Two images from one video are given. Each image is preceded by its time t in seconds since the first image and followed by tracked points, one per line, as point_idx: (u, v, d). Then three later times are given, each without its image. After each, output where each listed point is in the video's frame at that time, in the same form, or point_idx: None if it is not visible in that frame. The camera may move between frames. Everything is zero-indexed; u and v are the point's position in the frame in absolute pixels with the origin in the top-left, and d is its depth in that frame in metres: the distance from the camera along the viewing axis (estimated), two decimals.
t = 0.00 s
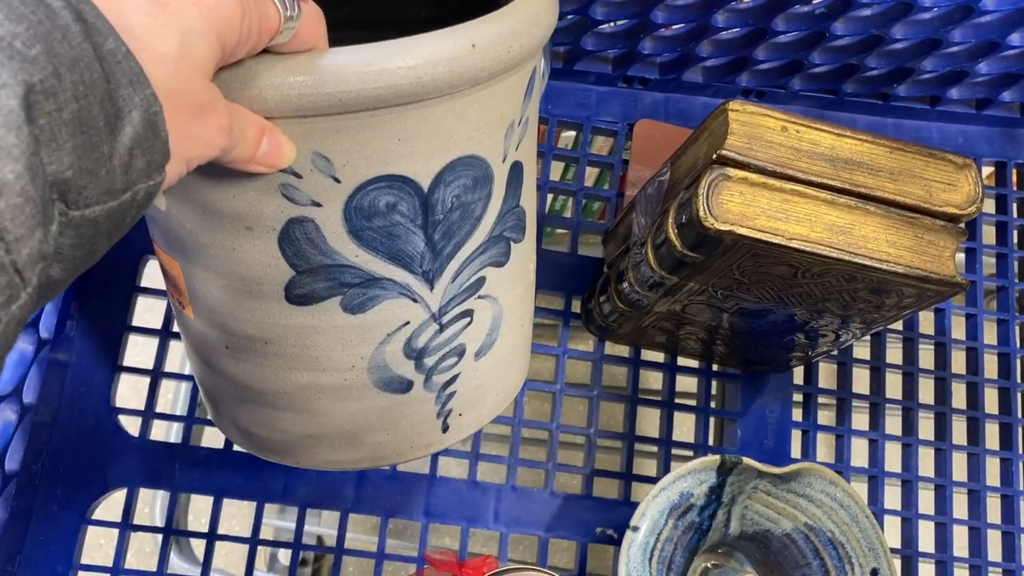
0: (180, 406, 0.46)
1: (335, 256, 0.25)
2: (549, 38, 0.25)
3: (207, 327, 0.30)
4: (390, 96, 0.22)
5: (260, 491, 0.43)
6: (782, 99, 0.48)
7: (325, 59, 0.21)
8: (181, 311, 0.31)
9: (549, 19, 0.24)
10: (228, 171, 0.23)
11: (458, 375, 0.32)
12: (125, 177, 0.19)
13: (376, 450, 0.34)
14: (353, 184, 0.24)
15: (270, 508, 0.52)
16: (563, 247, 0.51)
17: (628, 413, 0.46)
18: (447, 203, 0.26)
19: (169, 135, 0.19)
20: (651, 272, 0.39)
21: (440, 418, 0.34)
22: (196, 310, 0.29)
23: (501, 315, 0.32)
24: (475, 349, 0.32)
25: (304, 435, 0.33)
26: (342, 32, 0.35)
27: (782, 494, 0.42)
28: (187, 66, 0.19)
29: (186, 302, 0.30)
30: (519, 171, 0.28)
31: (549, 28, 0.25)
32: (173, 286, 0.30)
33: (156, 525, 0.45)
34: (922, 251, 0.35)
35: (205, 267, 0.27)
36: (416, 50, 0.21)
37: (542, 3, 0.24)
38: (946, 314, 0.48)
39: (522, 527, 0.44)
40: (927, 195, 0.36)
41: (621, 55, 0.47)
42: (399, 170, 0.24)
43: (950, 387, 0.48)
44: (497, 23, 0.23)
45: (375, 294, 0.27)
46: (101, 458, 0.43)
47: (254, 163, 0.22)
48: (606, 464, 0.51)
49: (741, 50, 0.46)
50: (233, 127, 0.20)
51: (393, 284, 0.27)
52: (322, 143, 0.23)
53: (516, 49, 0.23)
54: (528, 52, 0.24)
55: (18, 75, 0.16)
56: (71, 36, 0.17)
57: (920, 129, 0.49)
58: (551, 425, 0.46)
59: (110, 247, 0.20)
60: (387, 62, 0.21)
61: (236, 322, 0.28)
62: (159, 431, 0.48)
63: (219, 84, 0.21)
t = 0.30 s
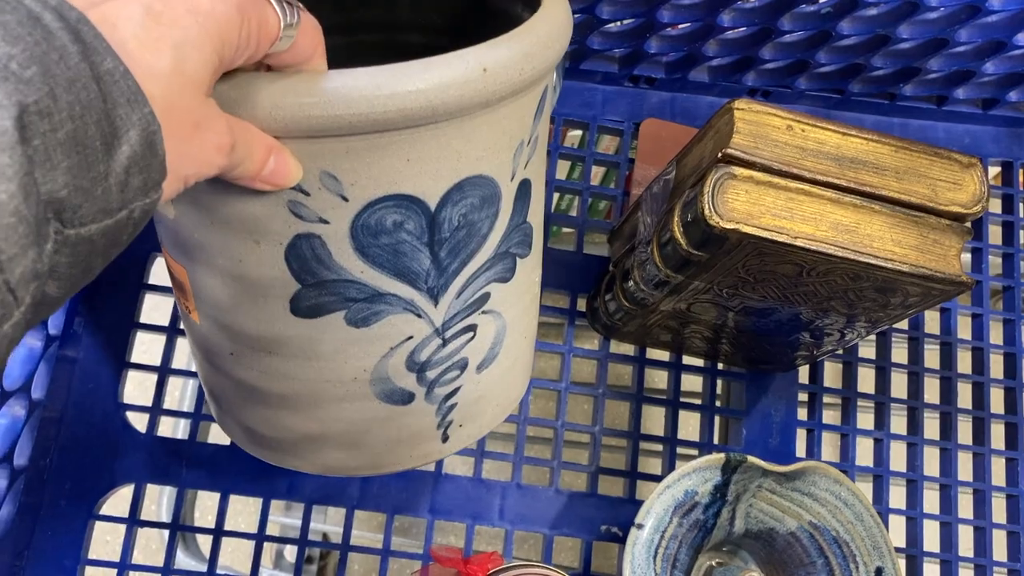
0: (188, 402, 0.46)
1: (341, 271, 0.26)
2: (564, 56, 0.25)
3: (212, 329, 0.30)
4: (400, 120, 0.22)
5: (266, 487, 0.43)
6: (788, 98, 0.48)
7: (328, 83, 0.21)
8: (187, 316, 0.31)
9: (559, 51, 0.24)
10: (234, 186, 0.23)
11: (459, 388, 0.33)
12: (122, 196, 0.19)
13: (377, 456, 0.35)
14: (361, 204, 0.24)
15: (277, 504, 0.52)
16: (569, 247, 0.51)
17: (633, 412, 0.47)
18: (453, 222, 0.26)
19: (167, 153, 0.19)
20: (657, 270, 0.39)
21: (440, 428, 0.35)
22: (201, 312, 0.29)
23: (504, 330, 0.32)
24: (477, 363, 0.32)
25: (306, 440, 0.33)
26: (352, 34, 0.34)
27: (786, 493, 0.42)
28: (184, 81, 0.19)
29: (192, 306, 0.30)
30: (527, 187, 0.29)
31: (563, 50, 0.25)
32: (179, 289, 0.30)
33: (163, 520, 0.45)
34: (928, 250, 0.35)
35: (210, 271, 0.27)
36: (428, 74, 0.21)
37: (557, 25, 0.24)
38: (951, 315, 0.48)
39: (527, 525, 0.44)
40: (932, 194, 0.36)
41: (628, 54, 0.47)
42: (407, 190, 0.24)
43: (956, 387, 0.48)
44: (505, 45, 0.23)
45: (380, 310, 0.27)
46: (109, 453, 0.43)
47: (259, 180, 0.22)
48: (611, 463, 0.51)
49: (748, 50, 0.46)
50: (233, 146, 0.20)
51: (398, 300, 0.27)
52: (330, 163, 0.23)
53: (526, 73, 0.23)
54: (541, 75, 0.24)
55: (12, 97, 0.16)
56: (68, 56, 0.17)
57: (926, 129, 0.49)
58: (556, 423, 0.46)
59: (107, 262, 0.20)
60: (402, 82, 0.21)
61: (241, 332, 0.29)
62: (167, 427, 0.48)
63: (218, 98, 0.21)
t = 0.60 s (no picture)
0: (194, 400, 0.46)
1: (336, 280, 0.26)
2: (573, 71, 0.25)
3: (212, 329, 0.30)
4: (398, 133, 0.22)
5: (272, 486, 0.43)
6: (796, 97, 0.48)
7: (329, 93, 0.21)
8: (186, 313, 0.31)
9: (565, 63, 0.24)
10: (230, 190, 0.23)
11: (453, 399, 0.33)
12: (112, 191, 0.18)
13: (369, 463, 0.34)
14: (357, 214, 0.24)
15: (283, 503, 0.52)
16: (575, 247, 0.51)
17: (639, 412, 0.46)
18: (451, 236, 0.26)
19: (158, 149, 0.19)
20: (664, 269, 0.39)
21: (432, 438, 0.34)
22: (201, 312, 0.29)
23: (501, 343, 0.32)
24: (472, 376, 0.32)
25: (299, 443, 0.33)
26: (366, 37, 0.34)
27: (793, 494, 0.42)
28: (173, 76, 0.19)
29: (191, 305, 0.30)
30: (530, 203, 0.28)
31: (570, 66, 0.24)
32: (179, 288, 0.30)
33: (170, 519, 0.45)
34: (937, 248, 0.35)
35: (211, 273, 0.27)
36: (431, 90, 0.21)
37: (565, 44, 0.24)
38: (959, 315, 0.48)
39: (533, 525, 0.44)
40: (941, 193, 0.35)
41: (634, 54, 0.47)
42: (405, 203, 0.24)
43: (964, 388, 0.48)
44: (512, 63, 0.23)
45: (374, 319, 0.27)
46: (115, 451, 0.43)
47: (254, 185, 0.22)
48: (617, 464, 0.51)
49: (755, 49, 0.46)
50: (227, 145, 0.20)
51: (393, 310, 0.27)
52: (328, 173, 0.23)
53: (530, 90, 0.23)
54: (547, 91, 0.24)
55: None
56: (56, 51, 0.17)
57: (935, 128, 0.49)
58: (562, 423, 0.46)
59: (101, 254, 0.20)
60: (410, 95, 0.21)
61: (238, 333, 0.29)
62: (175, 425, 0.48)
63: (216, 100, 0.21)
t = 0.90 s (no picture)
0: (196, 406, 0.46)
1: (337, 286, 0.26)
2: (572, 77, 0.25)
3: (213, 336, 0.30)
4: (398, 140, 0.22)
5: (273, 493, 0.43)
6: (797, 103, 0.48)
7: (330, 99, 0.21)
8: (187, 320, 0.31)
9: (567, 69, 0.24)
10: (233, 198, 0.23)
11: (455, 405, 0.33)
12: (112, 204, 0.18)
13: (369, 470, 0.34)
14: (358, 220, 0.24)
15: (284, 508, 0.52)
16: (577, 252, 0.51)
17: (641, 418, 0.46)
18: (452, 241, 0.26)
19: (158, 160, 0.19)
20: (665, 276, 0.39)
21: (434, 444, 0.34)
22: (202, 320, 0.29)
23: (503, 349, 0.32)
24: (474, 381, 0.32)
25: (300, 450, 0.33)
26: (368, 42, 0.34)
27: (795, 501, 0.42)
28: (174, 88, 0.19)
29: (193, 312, 0.30)
30: (531, 208, 0.28)
31: (571, 73, 0.24)
32: (181, 295, 0.30)
33: (171, 525, 0.45)
34: (939, 257, 0.35)
35: (212, 281, 0.27)
36: (430, 96, 0.21)
37: (564, 48, 0.24)
38: (962, 321, 0.48)
39: (534, 531, 0.44)
40: (944, 201, 0.35)
41: (636, 59, 0.47)
42: (406, 209, 0.24)
43: (966, 394, 0.47)
44: (512, 68, 0.22)
45: (375, 325, 0.27)
46: (117, 457, 0.43)
47: (255, 193, 0.22)
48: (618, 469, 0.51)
49: (757, 55, 0.46)
50: (227, 156, 0.20)
51: (394, 316, 0.27)
52: (328, 180, 0.23)
53: (530, 97, 0.23)
54: (547, 97, 0.24)
55: None
56: (57, 65, 0.17)
57: (937, 134, 0.49)
58: (563, 429, 0.46)
59: (101, 266, 0.20)
60: (409, 102, 0.21)
61: (239, 340, 0.29)
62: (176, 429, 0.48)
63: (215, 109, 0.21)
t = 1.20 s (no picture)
0: (200, 408, 0.47)
1: (342, 289, 0.26)
2: (576, 80, 0.25)
3: (218, 339, 0.30)
4: (403, 143, 0.22)
5: (278, 494, 0.43)
6: (800, 106, 0.48)
7: (335, 103, 0.21)
8: (193, 323, 0.31)
9: (571, 73, 0.24)
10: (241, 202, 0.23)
11: (460, 406, 0.33)
12: (119, 211, 0.18)
13: (375, 472, 0.35)
14: (363, 223, 0.24)
15: (288, 511, 0.52)
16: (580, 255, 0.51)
17: (644, 420, 0.46)
18: (457, 244, 0.26)
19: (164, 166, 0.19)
20: (669, 278, 0.39)
21: (439, 445, 0.35)
22: (208, 322, 0.30)
23: (507, 350, 0.32)
24: (479, 383, 0.32)
25: (306, 452, 0.33)
26: (369, 45, 0.34)
27: (798, 502, 0.42)
28: (180, 97, 0.19)
29: (198, 315, 0.30)
30: (535, 210, 0.28)
31: (575, 75, 0.25)
32: (186, 298, 0.30)
33: (175, 527, 0.45)
34: (942, 259, 0.35)
35: (218, 283, 0.27)
36: (435, 99, 0.21)
37: (568, 50, 0.24)
38: (965, 324, 0.48)
39: (537, 533, 0.44)
40: (947, 204, 0.35)
41: (639, 63, 0.47)
42: (411, 212, 0.24)
43: (969, 397, 0.48)
44: (516, 71, 0.23)
45: (381, 327, 0.27)
46: (121, 459, 0.43)
47: (261, 197, 0.22)
48: (622, 472, 0.51)
49: (760, 58, 0.46)
50: (234, 161, 0.20)
51: (399, 318, 0.27)
52: (334, 183, 0.23)
53: (534, 99, 0.23)
54: (551, 99, 0.24)
55: (6, 114, 0.16)
56: (65, 74, 0.17)
57: (940, 137, 0.49)
58: (567, 431, 0.46)
59: (108, 274, 0.20)
60: (414, 105, 0.21)
61: (245, 343, 0.29)
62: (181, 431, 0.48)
63: (221, 113, 0.21)
